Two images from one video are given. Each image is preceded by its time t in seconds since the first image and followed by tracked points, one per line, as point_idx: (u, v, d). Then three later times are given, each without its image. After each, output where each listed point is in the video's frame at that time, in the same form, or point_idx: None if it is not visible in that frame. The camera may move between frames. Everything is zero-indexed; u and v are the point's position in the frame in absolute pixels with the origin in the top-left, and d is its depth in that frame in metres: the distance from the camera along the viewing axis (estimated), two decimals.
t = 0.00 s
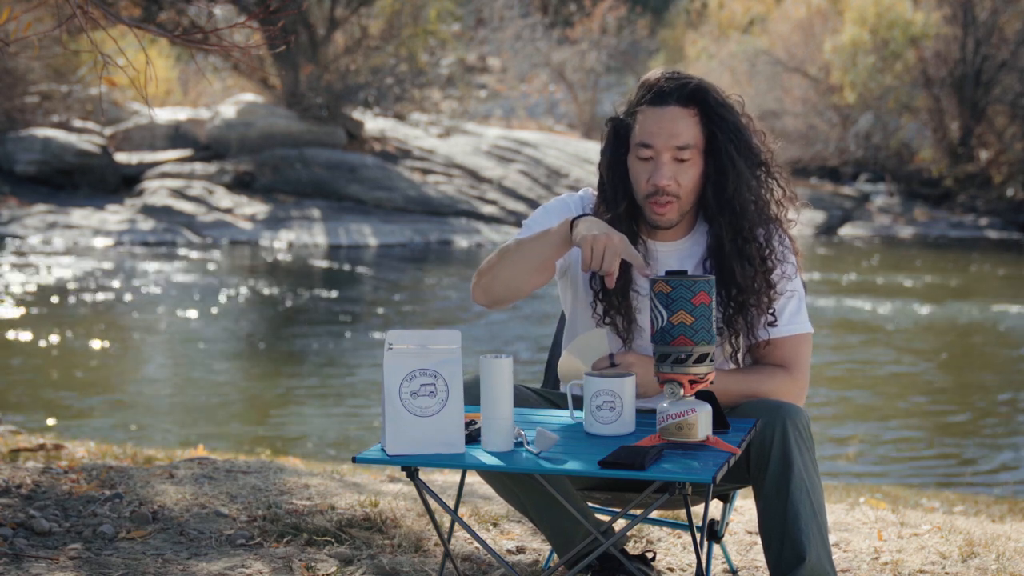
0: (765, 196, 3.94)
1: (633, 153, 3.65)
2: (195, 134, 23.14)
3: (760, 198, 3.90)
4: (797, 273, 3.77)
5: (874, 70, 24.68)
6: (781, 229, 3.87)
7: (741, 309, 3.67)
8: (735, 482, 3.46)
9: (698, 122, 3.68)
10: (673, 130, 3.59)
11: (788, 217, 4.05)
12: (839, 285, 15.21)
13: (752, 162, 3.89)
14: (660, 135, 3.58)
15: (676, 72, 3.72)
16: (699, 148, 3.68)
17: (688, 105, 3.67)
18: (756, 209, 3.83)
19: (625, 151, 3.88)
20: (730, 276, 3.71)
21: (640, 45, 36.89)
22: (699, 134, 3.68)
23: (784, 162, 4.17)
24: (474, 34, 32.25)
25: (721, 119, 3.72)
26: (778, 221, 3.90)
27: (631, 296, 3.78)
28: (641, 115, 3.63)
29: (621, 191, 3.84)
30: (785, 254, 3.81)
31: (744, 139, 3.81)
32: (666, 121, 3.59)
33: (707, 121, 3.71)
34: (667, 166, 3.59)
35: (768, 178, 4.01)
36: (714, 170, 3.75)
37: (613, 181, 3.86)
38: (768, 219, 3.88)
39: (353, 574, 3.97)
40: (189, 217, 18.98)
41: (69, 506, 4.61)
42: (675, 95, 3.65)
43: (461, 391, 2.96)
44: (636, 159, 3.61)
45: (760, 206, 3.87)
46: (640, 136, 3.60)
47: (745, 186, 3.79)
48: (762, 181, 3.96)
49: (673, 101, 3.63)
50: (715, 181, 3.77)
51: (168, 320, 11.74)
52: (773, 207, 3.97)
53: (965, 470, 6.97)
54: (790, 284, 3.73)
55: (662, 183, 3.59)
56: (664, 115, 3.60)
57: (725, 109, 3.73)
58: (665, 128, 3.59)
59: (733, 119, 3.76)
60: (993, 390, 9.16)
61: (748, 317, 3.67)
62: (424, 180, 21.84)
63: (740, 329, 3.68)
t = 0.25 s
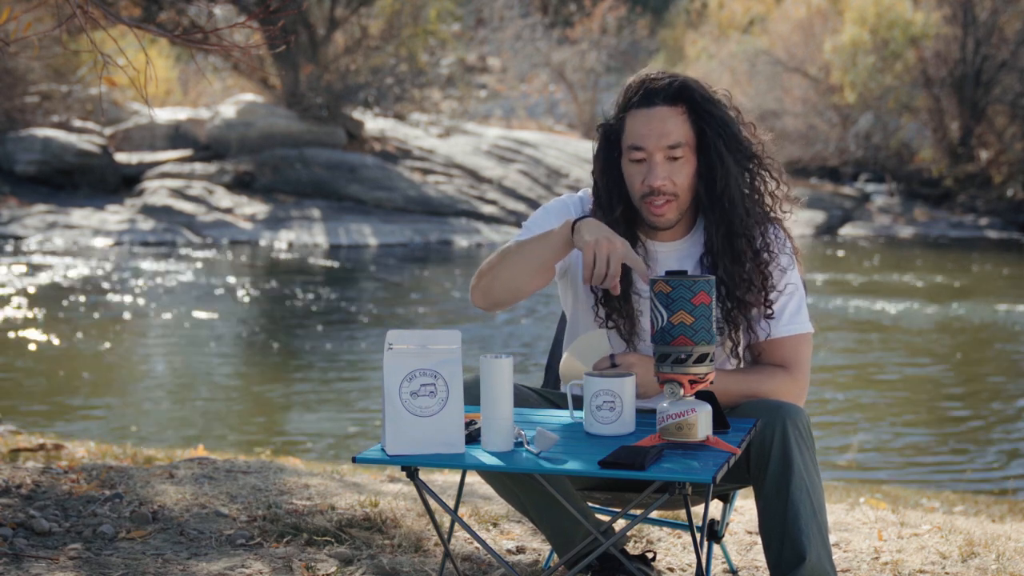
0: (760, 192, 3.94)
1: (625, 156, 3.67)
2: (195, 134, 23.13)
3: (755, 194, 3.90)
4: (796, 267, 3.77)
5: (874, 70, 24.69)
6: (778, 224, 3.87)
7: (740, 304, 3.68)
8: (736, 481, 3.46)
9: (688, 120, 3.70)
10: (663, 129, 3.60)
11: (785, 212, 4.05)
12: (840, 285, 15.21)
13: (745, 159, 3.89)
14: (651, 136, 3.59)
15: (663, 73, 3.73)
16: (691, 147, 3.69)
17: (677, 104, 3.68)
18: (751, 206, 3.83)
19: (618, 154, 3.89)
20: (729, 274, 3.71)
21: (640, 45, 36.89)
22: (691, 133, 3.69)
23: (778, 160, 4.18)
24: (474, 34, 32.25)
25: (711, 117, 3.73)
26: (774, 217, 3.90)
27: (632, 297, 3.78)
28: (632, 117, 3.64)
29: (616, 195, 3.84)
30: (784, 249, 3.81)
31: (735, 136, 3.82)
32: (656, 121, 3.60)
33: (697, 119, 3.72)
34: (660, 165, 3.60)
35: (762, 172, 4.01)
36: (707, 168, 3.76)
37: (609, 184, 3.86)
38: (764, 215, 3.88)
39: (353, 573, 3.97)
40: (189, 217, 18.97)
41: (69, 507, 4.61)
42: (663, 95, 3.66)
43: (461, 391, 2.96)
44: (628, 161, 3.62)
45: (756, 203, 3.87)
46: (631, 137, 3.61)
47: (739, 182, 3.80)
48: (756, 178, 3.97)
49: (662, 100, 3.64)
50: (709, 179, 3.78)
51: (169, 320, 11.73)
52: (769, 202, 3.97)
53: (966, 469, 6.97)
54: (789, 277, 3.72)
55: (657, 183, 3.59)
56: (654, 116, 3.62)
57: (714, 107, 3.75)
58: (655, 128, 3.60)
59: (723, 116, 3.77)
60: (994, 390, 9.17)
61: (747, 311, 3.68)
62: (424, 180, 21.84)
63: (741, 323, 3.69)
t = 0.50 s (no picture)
0: (753, 187, 3.94)
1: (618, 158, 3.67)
2: (195, 134, 23.13)
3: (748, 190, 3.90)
4: (792, 262, 3.76)
5: (874, 70, 24.69)
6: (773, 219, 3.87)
7: (738, 301, 3.67)
8: (736, 482, 3.46)
9: (678, 118, 3.70)
10: (653, 129, 3.61)
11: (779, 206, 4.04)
12: (840, 285, 15.21)
13: (736, 155, 3.90)
14: (641, 136, 3.60)
15: (650, 73, 3.74)
16: (682, 145, 3.69)
17: (666, 103, 3.69)
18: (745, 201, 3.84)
19: (611, 156, 3.89)
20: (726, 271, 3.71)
21: (640, 45, 36.89)
22: (680, 131, 3.70)
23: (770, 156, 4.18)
24: (474, 34, 32.31)
25: (699, 114, 3.74)
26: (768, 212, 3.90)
27: (632, 298, 3.78)
28: (621, 119, 3.65)
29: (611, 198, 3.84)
30: (780, 244, 3.80)
31: (724, 132, 3.82)
32: (646, 121, 3.61)
33: (686, 117, 3.73)
34: (653, 166, 3.60)
35: (755, 170, 4.01)
36: (699, 166, 3.76)
37: (603, 187, 3.87)
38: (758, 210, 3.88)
39: (353, 574, 3.97)
40: (189, 217, 18.97)
41: (69, 507, 4.61)
42: (650, 95, 3.67)
43: (460, 392, 2.96)
44: (621, 163, 3.63)
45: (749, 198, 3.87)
46: (622, 139, 3.61)
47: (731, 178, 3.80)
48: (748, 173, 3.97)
49: (649, 100, 3.65)
50: (701, 177, 3.78)
51: (169, 320, 11.73)
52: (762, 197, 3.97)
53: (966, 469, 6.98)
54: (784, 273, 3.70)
55: (650, 183, 3.60)
56: (642, 116, 3.62)
57: (702, 104, 3.75)
58: (644, 129, 3.60)
59: (711, 113, 3.78)
60: (994, 390, 9.17)
61: (745, 309, 3.66)
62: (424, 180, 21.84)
63: (739, 321, 3.69)
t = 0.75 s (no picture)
0: (748, 185, 3.93)
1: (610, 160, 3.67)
2: (195, 134, 23.14)
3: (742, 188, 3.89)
4: (789, 260, 3.75)
5: (874, 70, 24.70)
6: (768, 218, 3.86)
7: (736, 301, 3.67)
8: (735, 482, 3.46)
9: (669, 120, 3.69)
10: (644, 131, 3.60)
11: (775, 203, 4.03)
12: (840, 285, 15.21)
13: (729, 154, 3.89)
14: (632, 138, 3.59)
15: (641, 73, 3.72)
16: (674, 146, 3.68)
17: (656, 104, 3.68)
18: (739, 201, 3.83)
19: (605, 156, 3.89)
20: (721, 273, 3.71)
21: (640, 45, 36.89)
22: (672, 132, 3.68)
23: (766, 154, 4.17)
24: (474, 34, 32.33)
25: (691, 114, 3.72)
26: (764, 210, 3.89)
27: (631, 298, 3.79)
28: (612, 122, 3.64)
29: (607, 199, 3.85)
30: (777, 242, 3.79)
31: (716, 131, 3.81)
32: (637, 123, 3.60)
33: (678, 119, 3.72)
34: (644, 168, 3.60)
35: (750, 168, 4.00)
36: (692, 167, 3.75)
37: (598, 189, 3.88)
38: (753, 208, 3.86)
39: (353, 574, 3.97)
40: (189, 217, 18.97)
41: (69, 507, 4.61)
42: (641, 96, 3.65)
43: (460, 392, 2.96)
44: (613, 166, 3.62)
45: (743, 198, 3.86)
46: (613, 142, 3.61)
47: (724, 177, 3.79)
48: (743, 171, 3.95)
49: (640, 102, 3.64)
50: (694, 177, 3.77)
51: (169, 321, 11.73)
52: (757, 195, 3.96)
53: (966, 470, 6.97)
54: (780, 271, 3.69)
55: (641, 186, 3.60)
56: (633, 118, 3.61)
57: (693, 105, 3.74)
58: (635, 131, 3.59)
59: (703, 112, 3.76)
60: (994, 390, 9.17)
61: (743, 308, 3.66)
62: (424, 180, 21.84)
63: (737, 321, 3.68)
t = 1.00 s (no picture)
0: (750, 187, 3.91)
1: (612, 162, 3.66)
2: (195, 134, 23.14)
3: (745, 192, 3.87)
4: (790, 266, 3.73)
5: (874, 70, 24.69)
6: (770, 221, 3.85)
7: (736, 304, 3.67)
8: (736, 482, 3.47)
9: (672, 123, 3.67)
10: (646, 135, 3.58)
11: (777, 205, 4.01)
12: (840, 285, 15.21)
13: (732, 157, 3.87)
14: (634, 142, 3.57)
15: (646, 75, 3.69)
16: (676, 150, 3.66)
17: (660, 108, 3.65)
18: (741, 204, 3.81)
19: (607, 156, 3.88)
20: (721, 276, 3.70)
21: (640, 45, 36.89)
22: (675, 136, 3.66)
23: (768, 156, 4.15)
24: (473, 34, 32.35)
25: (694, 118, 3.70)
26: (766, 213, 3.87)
27: (630, 297, 3.80)
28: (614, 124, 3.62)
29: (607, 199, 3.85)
30: (778, 247, 3.78)
31: (719, 134, 3.78)
32: (640, 127, 3.58)
33: (681, 122, 3.70)
34: (644, 172, 3.58)
35: (752, 170, 3.99)
36: (694, 170, 3.73)
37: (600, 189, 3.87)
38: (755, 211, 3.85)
39: (353, 573, 3.97)
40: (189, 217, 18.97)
41: (69, 507, 4.61)
42: (645, 100, 3.63)
43: (460, 393, 2.96)
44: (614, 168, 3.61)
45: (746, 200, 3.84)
46: (615, 145, 3.59)
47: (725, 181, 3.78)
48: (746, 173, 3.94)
49: (644, 105, 3.61)
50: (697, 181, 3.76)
51: (169, 320, 11.73)
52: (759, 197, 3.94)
53: (966, 470, 6.97)
54: (779, 275, 3.69)
55: (641, 190, 3.59)
56: (636, 121, 3.59)
57: (698, 108, 3.72)
58: (637, 135, 3.57)
59: (706, 116, 3.74)
60: (993, 390, 9.16)
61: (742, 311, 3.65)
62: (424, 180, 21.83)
63: (736, 324, 3.69)
